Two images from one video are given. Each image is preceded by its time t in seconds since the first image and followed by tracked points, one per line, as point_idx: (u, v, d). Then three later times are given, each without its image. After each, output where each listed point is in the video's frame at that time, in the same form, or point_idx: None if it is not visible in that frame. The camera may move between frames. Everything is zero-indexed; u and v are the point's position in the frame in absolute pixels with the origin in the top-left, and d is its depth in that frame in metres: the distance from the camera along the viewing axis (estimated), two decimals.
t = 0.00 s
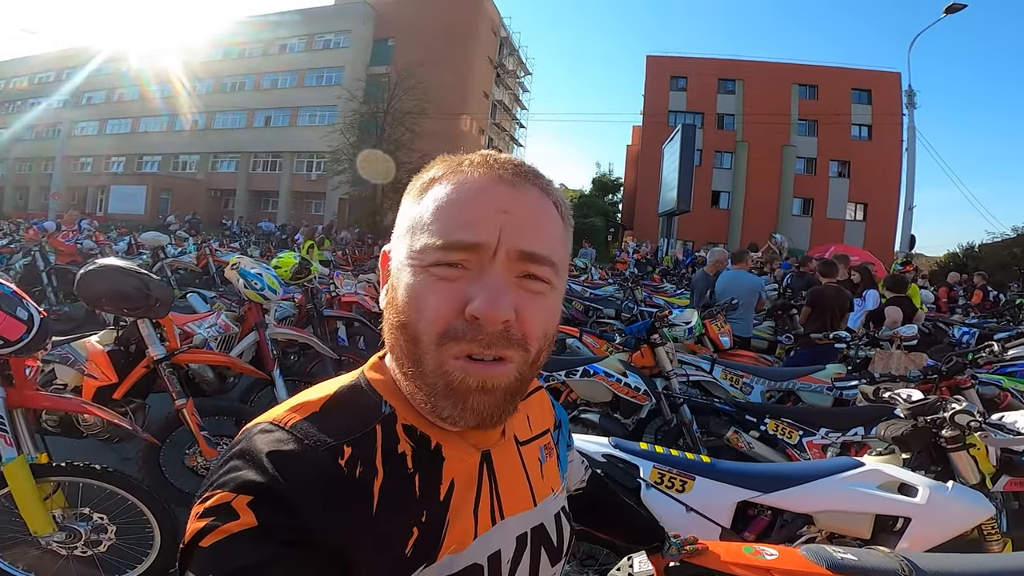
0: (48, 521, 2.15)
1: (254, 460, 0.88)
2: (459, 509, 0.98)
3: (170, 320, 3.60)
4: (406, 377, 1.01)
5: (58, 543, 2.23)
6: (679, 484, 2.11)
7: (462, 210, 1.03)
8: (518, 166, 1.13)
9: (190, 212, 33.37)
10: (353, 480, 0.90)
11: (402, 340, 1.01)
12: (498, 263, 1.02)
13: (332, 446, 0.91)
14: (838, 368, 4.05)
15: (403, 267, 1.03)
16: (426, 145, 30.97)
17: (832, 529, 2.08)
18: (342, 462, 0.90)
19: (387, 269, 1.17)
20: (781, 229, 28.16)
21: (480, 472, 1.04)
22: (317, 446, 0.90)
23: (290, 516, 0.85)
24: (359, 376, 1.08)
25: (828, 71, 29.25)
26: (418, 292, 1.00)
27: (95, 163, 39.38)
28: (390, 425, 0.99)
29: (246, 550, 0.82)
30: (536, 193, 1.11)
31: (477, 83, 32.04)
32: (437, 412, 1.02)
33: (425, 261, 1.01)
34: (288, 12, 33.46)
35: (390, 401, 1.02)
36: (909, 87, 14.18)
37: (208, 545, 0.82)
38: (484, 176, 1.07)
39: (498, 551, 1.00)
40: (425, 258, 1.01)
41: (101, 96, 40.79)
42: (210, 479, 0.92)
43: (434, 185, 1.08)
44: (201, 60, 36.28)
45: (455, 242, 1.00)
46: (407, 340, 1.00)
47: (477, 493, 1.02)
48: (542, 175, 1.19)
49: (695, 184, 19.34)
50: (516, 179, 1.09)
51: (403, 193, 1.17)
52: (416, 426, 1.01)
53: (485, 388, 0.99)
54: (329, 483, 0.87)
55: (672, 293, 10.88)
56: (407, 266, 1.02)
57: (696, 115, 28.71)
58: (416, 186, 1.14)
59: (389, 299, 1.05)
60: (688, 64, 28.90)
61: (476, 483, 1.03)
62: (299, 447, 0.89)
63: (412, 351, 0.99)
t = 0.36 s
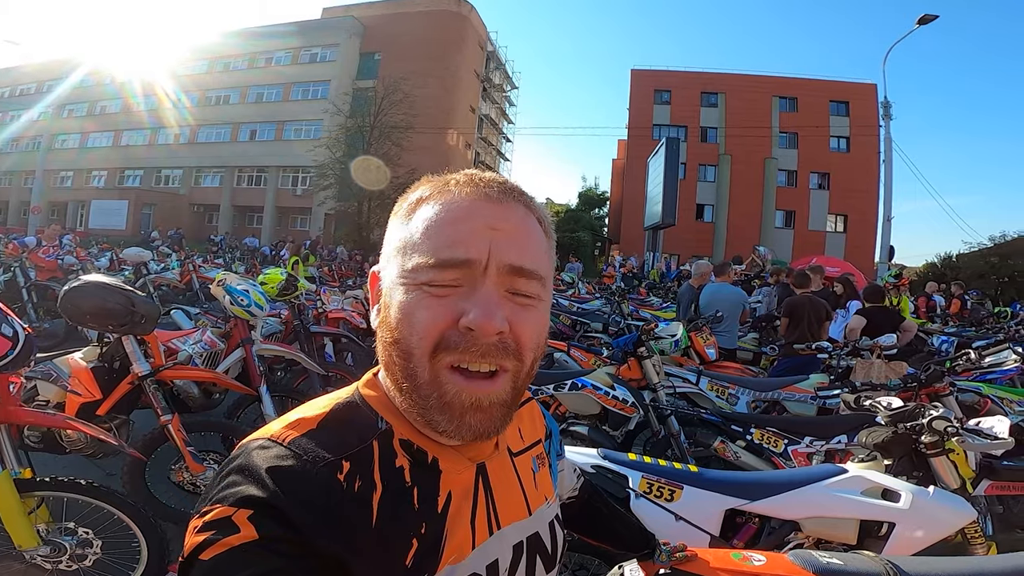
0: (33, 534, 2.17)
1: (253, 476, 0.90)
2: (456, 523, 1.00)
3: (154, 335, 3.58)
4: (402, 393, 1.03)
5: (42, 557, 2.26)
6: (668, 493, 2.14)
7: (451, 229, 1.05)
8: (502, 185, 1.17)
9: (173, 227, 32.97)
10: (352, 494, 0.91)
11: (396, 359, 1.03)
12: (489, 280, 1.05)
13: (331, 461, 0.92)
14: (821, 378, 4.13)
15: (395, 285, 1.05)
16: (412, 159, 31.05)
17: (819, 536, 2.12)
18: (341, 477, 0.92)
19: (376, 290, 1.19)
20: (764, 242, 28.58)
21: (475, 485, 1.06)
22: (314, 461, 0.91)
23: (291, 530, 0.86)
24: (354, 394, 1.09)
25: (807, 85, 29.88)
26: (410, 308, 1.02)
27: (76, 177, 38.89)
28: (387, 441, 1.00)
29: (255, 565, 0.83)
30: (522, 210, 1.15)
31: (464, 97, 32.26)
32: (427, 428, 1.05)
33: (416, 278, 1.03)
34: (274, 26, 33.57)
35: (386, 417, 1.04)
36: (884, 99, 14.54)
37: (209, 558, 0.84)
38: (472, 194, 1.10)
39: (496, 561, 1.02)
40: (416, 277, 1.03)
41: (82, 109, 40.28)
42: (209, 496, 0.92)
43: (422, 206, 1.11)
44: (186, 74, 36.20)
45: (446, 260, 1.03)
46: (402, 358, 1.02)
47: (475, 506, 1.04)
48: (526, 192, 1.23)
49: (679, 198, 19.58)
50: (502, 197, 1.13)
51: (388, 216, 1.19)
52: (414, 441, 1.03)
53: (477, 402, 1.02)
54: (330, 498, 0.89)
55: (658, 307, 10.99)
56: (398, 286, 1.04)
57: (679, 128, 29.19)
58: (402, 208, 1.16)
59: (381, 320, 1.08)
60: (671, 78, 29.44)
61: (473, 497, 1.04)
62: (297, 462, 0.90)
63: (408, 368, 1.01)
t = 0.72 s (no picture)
0: (36, 543, 2.18)
1: (243, 481, 0.88)
2: (452, 525, 0.98)
3: (153, 347, 3.58)
4: (393, 400, 1.02)
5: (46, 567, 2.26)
6: (669, 494, 2.12)
7: (438, 238, 1.03)
8: (491, 196, 1.14)
9: (171, 237, 32.90)
10: (342, 497, 0.90)
11: (386, 371, 1.01)
12: (480, 299, 1.03)
13: (321, 465, 0.91)
14: (822, 375, 4.12)
15: (381, 302, 1.03)
16: (409, 165, 31.06)
17: (823, 534, 2.09)
18: (331, 481, 0.90)
19: (362, 298, 1.16)
20: (763, 241, 28.60)
21: (469, 487, 1.04)
22: (304, 465, 0.90)
23: (282, 533, 0.85)
24: (343, 400, 1.07)
25: (801, 83, 29.97)
26: (399, 325, 1.00)
27: (73, 189, 38.88)
28: (378, 445, 0.99)
29: (245, 567, 0.82)
30: (511, 222, 1.12)
31: (460, 102, 32.31)
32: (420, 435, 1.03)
33: (402, 298, 1.01)
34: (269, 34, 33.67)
35: (377, 422, 1.02)
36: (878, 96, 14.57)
37: (199, 564, 0.82)
38: (459, 208, 1.07)
39: (493, 562, 1.01)
40: (404, 294, 1.01)
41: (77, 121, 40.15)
42: (199, 501, 0.91)
43: (407, 215, 1.08)
44: (181, 84, 36.27)
45: (437, 284, 1.01)
46: (393, 370, 1.00)
47: (469, 511, 1.02)
48: (513, 201, 1.20)
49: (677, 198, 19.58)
50: (490, 212, 1.10)
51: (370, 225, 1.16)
52: (406, 446, 1.02)
53: (470, 414, 1.01)
54: (322, 504, 0.87)
55: (658, 308, 10.97)
56: (384, 302, 1.02)
57: (675, 129, 29.26)
58: (385, 217, 1.12)
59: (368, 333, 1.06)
60: (665, 79, 29.56)
61: (467, 501, 1.03)
62: (287, 468, 0.89)
63: (400, 382, 0.99)
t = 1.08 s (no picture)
0: (49, 548, 2.20)
1: (248, 482, 0.89)
2: (454, 523, 0.98)
3: (164, 353, 3.61)
4: (396, 399, 1.02)
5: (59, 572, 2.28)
6: (677, 496, 2.10)
7: (435, 236, 1.04)
8: (485, 191, 1.15)
9: (184, 245, 33.28)
10: (347, 497, 0.90)
11: (385, 363, 1.02)
12: (479, 291, 1.04)
13: (324, 466, 0.92)
14: (834, 377, 4.08)
15: (382, 297, 1.03)
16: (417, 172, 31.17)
17: (836, 537, 2.06)
18: (335, 481, 0.91)
19: (363, 297, 1.18)
20: (774, 243, 28.40)
21: (472, 485, 1.04)
22: (308, 466, 0.91)
23: (287, 534, 0.85)
24: (348, 399, 1.08)
25: (809, 85, 29.85)
26: (399, 317, 1.01)
27: (87, 200, 39.38)
28: (381, 444, 0.99)
29: (250, 566, 0.82)
30: (506, 215, 1.13)
31: (466, 108, 32.42)
32: (419, 431, 1.04)
33: (403, 289, 1.02)
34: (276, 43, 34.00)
35: (380, 422, 1.03)
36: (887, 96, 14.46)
37: (203, 565, 0.82)
38: (456, 202, 1.08)
39: (495, 562, 1.01)
40: (404, 285, 1.02)
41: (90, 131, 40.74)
42: (206, 502, 0.92)
43: (404, 216, 1.08)
44: (191, 94, 36.72)
45: (435, 273, 1.01)
46: (394, 363, 1.01)
47: (471, 507, 1.02)
48: (509, 197, 1.21)
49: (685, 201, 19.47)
50: (486, 204, 1.11)
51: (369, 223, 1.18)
52: (408, 444, 1.02)
53: (470, 403, 1.01)
54: (325, 503, 0.88)
55: (668, 311, 10.92)
56: (383, 297, 1.03)
57: (682, 132, 29.19)
58: (385, 216, 1.13)
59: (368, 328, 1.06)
60: (672, 82, 29.52)
61: (469, 497, 1.03)
62: (292, 467, 0.89)
63: (401, 376, 1.00)
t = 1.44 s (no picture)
0: (58, 549, 2.21)
1: (244, 482, 0.90)
2: (450, 526, 0.98)
3: (173, 356, 3.64)
4: (395, 403, 1.02)
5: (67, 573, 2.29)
6: (683, 499, 2.09)
7: (438, 239, 1.03)
8: (489, 194, 1.15)
9: (193, 248, 33.52)
10: (343, 499, 0.90)
11: (385, 365, 1.02)
12: (479, 295, 1.04)
13: (321, 467, 0.92)
14: (843, 378, 4.05)
15: (384, 299, 1.03)
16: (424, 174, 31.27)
17: (844, 539, 2.04)
18: (331, 482, 0.91)
19: (364, 298, 1.18)
20: (783, 243, 28.23)
21: (470, 488, 1.04)
22: (305, 467, 0.90)
23: (282, 534, 0.86)
24: (346, 401, 1.08)
25: (816, 84, 29.71)
26: (400, 320, 1.00)
27: (97, 204, 39.79)
28: (378, 446, 0.99)
29: (245, 567, 0.82)
30: (510, 218, 1.12)
31: (472, 110, 32.48)
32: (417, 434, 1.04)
33: (403, 292, 1.02)
34: (283, 47, 34.23)
35: (377, 424, 1.03)
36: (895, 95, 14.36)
37: (201, 566, 0.83)
38: (459, 206, 1.08)
39: (493, 565, 1.00)
40: (406, 289, 1.01)
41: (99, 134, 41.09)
42: (203, 502, 0.92)
43: (406, 219, 1.08)
44: (199, 98, 37.03)
45: (437, 277, 1.01)
46: (394, 366, 1.00)
47: (467, 511, 1.02)
48: (514, 199, 1.21)
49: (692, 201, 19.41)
50: (489, 207, 1.10)
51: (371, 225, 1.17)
52: (406, 446, 1.02)
53: (469, 407, 1.01)
54: (319, 506, 0.88)
55: (675, 313, 10.88)
56: (384, 300, 1.03)
57: (688, 132, 29.12)
58: (386, 218, 1.13)
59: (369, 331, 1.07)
60: (678, 82, 29.46)
61: (466, 500, 1.03)
62: (287, 469, 0.89)
63: (401, 379, 1.00)
